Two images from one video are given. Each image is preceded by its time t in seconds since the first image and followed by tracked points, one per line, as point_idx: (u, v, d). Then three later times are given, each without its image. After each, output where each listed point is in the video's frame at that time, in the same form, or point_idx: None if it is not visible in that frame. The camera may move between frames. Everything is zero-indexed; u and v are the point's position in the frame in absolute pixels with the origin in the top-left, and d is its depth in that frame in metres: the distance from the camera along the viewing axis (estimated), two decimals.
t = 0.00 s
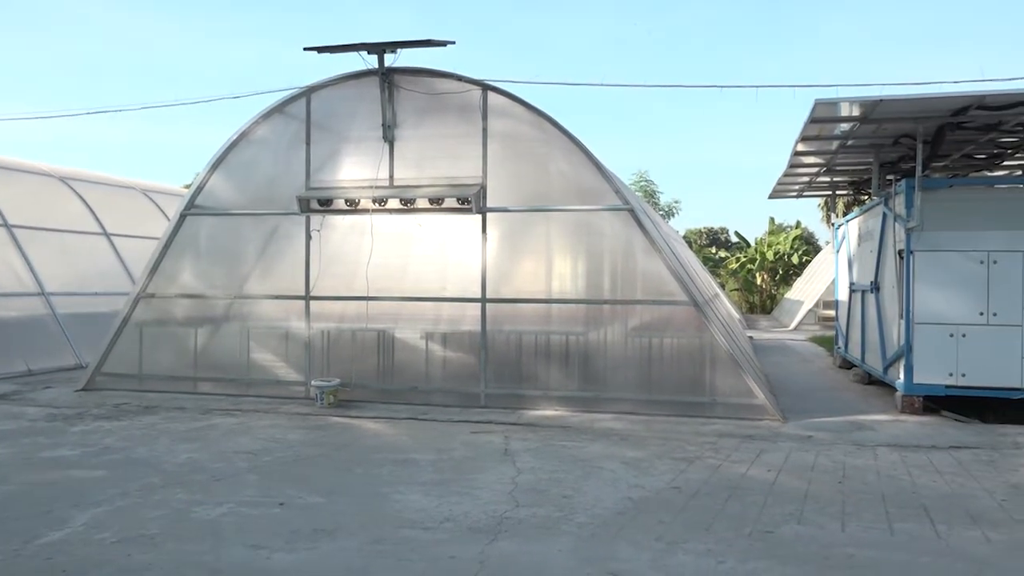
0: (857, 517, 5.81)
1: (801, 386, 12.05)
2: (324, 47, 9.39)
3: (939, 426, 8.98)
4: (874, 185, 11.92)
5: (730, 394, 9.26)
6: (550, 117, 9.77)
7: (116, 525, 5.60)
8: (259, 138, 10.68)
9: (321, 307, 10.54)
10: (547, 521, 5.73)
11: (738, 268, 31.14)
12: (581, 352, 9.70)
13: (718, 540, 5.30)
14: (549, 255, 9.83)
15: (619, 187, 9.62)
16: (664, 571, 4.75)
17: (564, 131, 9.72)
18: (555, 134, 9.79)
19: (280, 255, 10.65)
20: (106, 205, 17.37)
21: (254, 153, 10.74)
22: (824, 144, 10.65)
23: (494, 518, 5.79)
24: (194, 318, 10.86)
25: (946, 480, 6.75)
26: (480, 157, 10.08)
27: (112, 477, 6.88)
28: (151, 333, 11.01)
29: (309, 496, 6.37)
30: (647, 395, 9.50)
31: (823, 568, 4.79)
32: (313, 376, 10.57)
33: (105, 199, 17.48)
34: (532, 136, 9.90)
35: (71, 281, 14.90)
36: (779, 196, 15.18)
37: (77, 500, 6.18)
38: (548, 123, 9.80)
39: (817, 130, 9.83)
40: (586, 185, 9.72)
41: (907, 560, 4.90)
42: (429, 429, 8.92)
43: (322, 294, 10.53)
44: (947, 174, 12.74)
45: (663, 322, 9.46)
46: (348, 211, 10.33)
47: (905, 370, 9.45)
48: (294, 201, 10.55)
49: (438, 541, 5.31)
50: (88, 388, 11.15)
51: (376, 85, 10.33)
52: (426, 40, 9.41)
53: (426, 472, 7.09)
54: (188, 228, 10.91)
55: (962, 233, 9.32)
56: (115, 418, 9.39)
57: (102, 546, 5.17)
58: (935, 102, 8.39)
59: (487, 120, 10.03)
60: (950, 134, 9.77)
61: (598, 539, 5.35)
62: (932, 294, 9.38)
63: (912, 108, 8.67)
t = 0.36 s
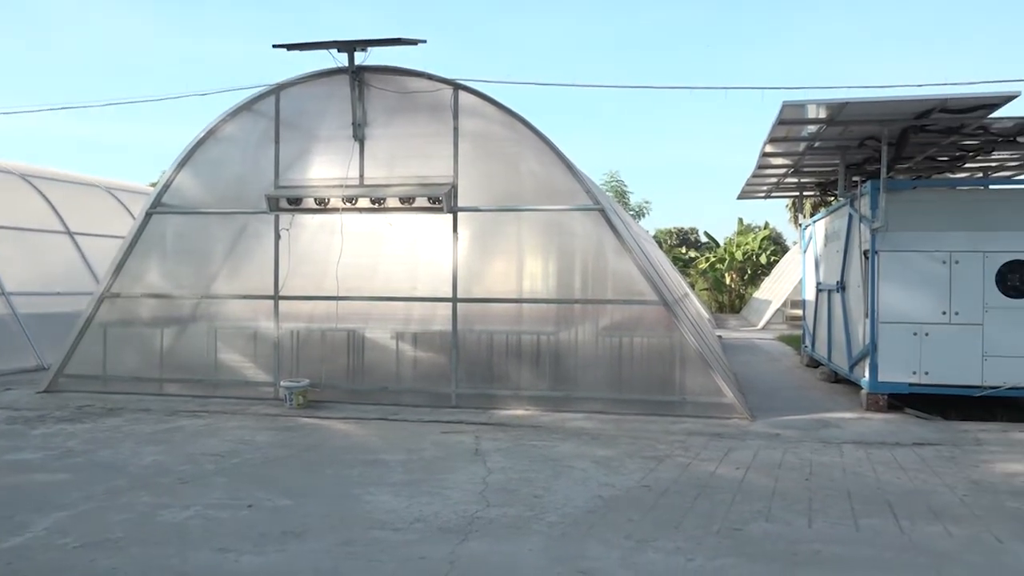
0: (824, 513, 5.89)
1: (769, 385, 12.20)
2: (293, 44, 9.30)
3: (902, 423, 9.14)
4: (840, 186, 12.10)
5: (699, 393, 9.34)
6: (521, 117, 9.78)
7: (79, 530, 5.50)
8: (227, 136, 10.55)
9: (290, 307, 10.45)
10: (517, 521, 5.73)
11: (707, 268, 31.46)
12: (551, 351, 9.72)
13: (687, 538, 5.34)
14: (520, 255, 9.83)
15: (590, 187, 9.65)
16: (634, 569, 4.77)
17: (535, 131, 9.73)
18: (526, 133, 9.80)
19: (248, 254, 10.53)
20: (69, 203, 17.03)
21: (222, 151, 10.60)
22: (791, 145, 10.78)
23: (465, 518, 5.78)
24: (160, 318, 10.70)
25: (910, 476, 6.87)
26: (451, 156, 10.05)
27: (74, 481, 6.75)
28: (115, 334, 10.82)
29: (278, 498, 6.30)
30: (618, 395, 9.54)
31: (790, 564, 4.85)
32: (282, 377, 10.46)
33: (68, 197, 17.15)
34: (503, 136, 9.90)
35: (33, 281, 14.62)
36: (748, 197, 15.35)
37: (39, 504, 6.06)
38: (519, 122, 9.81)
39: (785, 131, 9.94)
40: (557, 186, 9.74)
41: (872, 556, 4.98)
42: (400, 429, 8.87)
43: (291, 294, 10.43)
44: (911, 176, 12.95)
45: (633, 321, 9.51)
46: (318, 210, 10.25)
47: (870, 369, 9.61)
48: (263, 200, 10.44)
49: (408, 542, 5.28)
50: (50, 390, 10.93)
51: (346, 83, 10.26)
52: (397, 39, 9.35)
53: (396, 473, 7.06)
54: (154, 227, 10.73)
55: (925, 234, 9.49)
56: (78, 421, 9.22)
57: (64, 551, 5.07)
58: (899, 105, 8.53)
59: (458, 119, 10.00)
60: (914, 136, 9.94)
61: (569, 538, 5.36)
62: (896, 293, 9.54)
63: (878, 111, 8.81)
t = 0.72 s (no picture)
0: (792, 510, 5.96)
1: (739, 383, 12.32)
2: (263, 41, 9.20)
3: (868, 420, 9.28)
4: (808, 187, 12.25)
5: (669, 391, 9.40)
6: (493, 116, 9.77)
7: (42, 534, 5.39)
8: (195, 134, 10.41)
9: (260, 307, 10.34)
10: (489, 520, 5.73)
11: (678, 268, 31.70)
12: (524, 351, 9.73)
13: (658, 536, 5.38)
14: (493, 255, 9.83)
15: (561, 187, 9.67)
16: (605, 567, 4.79)
17: (507, 130, 9.72)
18: (498, 133, 9.79)
19: (217, 254, 10.40)
20: (32, 201, 16.71)
21: (190, 149, 10.45)
22: (761, 147, 10.90)
23: (436, 518, 5.76)
24: (126, 318, 10.53)
25: (876, 473, 6.98)
26: (422, 155, 10.01)
27: (38, 484, 6.62)
28: (80, 335, 10.63)
29: (247, 499, 6.24)
30: (589, 393, 9.58)
31: (758, 560, 4.90)
32: (251, 377, 10.35)
33: (32, 195, 16.82)
34: (475, 135, 9.88)
35: None
36: (718, 198, 15.50)
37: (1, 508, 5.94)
38: (491, 122, 9.79)
39: (754, 132, 10.05)
40: (529, 185, 9.75)
41: (839, 551, 5.05)
42: (371, 430, 8.83)
43: (261, 294, 10.32)
44: (877, 178, 13.16)
45: (605, 320, 9.55)
46: (288, 209, 10.16)
47: (837, 367, 9.76)
48: (232, 198, 10.32)
49: (380, 543, 5.25)
50: (12, 391, 10.70)
51: (316, 81, 10.17)
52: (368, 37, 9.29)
53: (367, 474, 7.02)
54: (120, 225, 10.55)
55: (891, 234, 9.65)
56: (41, 423, 9.04)
57: (27, 556, 4.97)
58: (865, 108, 8.66)
59: (430, 118, 9.97)
60: (880, 138, 10.10)
61: (541, 537, 5.37)
62: (863, 293, 9.68)
63: (844, 113, 8.93)
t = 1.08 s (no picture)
0: (762, 507, 6.02)
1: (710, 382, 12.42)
2: (233, 38, 9.09)
3: (837, 418, 9.40)
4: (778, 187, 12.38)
5: (641, 390, 9.45)
6: (465, 115, 9.75)
7: (4, 538, 5.28)
8: (163, 131, 10.26)
9: (230, 307, 10.22)
10: (462, 521, 5.71)
11: (650, 268, 31.88)
12: (497, 350, 9.72)
13: (630, 534, 5.40)
14: (465, 254, 9.81)
15: (534, 187, 9.68)
16: (578, 566, 4.80)
17: (480, 130, 9.71)
18: (470, 132, 9.77)
19: (186, 253, 10.26)
20: None
21: (158, 146, 10.29)
22: (732, 148, 11.00)
23: (408, 519, 5.73)
24: (93, 318, 10.35)
25: (844, 470, 7.08)
26: (395, 154, 9.96)
27: None
28: (45, 335, 10.43)
29: (217, 501, 6.16)
30: (562, 393, 9.59)
31: (730, 558, 4.94)
32: (221, 378, 10.23)
33: None
34: (448, 135, 9.85)
35: None
36: (689, 198, 15.61)
37: None
38: (463, 121, 9.78)
39: (725, 133, 10.14)
40: (502, 185, 9.75)
41: (808, 548, 5.11)
42: (343, 430, 8.77)
43: (231, 293, 10.20)
44: (845, 179, 13.34)
45: (578, 320, 9.57)
46: (259, 208, 10.06)
47: (807, 366, 9.89)
48: (201, 197, 10.19)
49: (351, 544, 5.21)
50: None
51: (287, 79, 10.08)
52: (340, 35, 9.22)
53: (339, 474, 6.97)
54: (86, 224, 10.36)
55: (859, 235, 9.79)
56: (4, 425, 8.85)
57: None
58: (834, 109, 8.78)
59: (403, 117, 9.92)
60: (848, 140, 10.24)
61: (514, 537, 5.37)
62: (832, 292, 9.81)
63: (814, 115, 9.05)
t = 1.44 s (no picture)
0: (733, 505, 6.10)
1: (682, 381, 12.52)
2: (203, 35, 9.00)
3: (806, 416, 9.54)
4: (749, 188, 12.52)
5: (614, 389, 9.51)
6: (439, 115, 9.74)
7: None
8: (132, 129, 10.12)
9: (200, 307, 10.11)
10: (435, 520, 5.71)
11: (623, 268, 32.06)
12: (470, 350, 9.72)
13: (603, 533, 5.44)
14: (439, 254, 9.80)
15: (508, 187, 9.69)
16: (551, 564, 4.83)
17: (453, 129, 9.70)
18: (443, 132, 9.75)
19: (156, 252, 10.13)
20: None
21: (126, 144, 10.15)
22: (703, 149, 11.11)
23: (381, 519, 5.72)
24: (59, 318, 10.19)
25: (813, 467, 7.18)
26: (368, 153, 9.92)
27: None
28: (10, 335, 10.25)
29: (187, 504, 6.10)
30: (536, 392, 9.62)
31: (700, 555, 4.99)
32: (191, 378, 10.12)
33: None
34: (422, 134, 9.83)
35: None
36: (662, 198, 15.73)
37: None
38: (436, 120, 9.76)
39: (697, 134, 10.22)
40: (475, 184, 9.75)
41: (777, 544, 5.18)
42: (315, 431, 8.71)
43: (202, 293, 10.10)
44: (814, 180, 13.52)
45: (551, 319, 9.60)
46: (230, 207, 9.97)
47: (777, 365, 10.02)
48: (171, 196, 10.07)
49: (324, 545, 5.19)
50: None
51: (259, 77, 9.99)
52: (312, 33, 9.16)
53: (311, 475, 6.93)
54: (51, 222, 10.19)
55: (827, 235, 9.95)
56: None
57: None
58: (803, 112, 8.90)
59: (375, 116, 9.89)
60: (817, 142, 10.39)
61: (487, 536, 5.38)
62: (801, 292, 9.95)
63: (783, 117, 9.17)
